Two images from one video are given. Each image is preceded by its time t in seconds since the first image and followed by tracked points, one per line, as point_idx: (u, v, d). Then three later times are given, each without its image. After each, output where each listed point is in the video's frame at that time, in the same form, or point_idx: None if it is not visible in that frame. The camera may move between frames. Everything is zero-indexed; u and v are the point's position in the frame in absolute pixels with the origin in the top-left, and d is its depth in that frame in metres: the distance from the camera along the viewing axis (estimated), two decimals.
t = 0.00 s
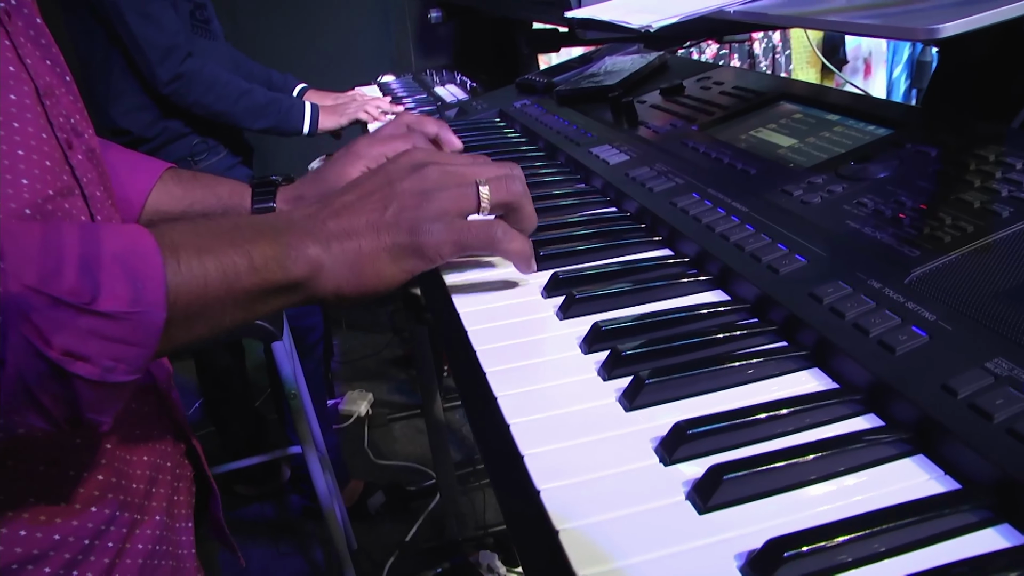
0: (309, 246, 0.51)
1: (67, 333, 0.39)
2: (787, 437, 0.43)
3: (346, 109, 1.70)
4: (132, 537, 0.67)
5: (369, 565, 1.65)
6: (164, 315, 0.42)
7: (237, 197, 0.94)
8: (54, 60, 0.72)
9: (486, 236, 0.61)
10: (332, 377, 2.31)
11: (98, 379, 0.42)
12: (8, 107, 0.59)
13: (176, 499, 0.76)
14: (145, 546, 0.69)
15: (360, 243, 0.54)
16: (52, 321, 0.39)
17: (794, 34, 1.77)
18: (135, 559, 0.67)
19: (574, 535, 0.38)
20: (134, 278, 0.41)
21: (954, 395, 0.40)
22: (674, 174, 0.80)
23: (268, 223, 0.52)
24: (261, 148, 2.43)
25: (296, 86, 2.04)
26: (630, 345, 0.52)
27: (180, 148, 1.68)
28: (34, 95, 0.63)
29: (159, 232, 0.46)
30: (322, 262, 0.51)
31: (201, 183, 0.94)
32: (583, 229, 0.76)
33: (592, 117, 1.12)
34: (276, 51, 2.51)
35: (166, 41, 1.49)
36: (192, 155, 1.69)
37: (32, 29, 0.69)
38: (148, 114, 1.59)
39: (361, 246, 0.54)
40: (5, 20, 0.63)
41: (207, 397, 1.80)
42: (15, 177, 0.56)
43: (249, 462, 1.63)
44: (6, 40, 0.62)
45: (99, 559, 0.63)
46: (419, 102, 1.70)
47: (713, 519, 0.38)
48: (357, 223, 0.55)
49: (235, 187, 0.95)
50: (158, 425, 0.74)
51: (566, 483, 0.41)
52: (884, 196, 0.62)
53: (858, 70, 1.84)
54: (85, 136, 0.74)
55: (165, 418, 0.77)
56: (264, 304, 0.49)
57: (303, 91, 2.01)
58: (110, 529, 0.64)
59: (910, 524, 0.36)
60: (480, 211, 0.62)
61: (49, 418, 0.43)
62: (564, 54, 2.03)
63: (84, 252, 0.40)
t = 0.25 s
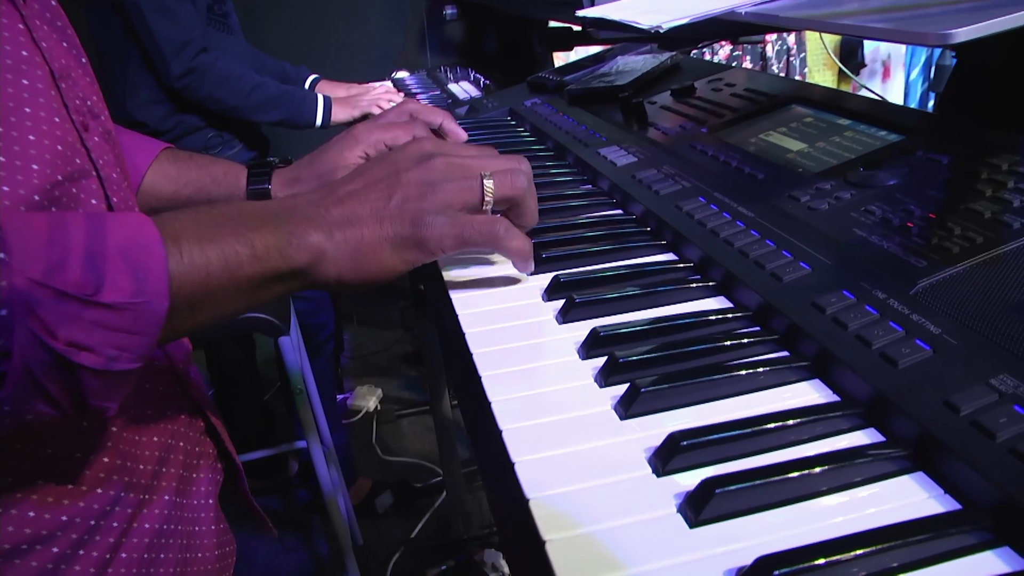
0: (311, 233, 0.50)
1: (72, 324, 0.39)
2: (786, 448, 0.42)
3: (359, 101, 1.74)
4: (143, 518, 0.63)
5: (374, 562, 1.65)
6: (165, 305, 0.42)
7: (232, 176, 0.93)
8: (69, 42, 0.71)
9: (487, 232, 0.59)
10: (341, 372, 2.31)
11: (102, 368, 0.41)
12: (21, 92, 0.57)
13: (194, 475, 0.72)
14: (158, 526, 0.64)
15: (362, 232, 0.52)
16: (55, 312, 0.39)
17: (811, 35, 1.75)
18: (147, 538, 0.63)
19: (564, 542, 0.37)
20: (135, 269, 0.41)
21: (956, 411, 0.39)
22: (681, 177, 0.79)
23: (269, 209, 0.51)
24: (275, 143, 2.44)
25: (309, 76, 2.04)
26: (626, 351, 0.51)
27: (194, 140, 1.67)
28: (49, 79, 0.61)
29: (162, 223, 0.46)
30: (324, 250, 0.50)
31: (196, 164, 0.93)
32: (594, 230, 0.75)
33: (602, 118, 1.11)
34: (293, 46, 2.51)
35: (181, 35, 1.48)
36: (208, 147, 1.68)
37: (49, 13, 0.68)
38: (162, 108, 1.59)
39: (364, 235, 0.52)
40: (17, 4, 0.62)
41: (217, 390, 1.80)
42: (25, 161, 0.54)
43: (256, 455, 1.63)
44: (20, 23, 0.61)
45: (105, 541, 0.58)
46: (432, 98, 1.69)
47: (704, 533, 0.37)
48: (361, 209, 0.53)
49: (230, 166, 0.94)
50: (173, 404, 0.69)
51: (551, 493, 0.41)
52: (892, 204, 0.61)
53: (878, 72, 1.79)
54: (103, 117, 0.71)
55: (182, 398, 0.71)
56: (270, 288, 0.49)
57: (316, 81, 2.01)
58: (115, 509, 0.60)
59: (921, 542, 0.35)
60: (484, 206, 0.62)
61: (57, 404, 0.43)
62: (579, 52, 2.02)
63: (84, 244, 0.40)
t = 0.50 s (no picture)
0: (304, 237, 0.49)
1: (58, 331, 0.39)
2: (781, 458, 0.41)
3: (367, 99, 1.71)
4: (140, 517, 0.61)
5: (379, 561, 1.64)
6: (155, 309, 0.41)
7: (238, 179, 0.92)
8: (70, 41, 0.69)
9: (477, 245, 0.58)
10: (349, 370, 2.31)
11: (90, 373, 0.41)
12: (20, 92, 0.55)
13: (190, 475, 0.70)
14: (155, 526, 0.62)
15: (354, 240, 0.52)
16: (42, 319, 0.38)
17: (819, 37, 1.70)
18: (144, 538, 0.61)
19: (549, 552, 0.37)
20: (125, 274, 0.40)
21: (956, 422, 0.38)
22: (684, 178, 0.78)
23: (259, 213, 0.50)
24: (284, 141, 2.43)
25: (316, 73, 2.04)
26: (621, 357, 0.50)
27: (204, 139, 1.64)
28: (49, 78, 0.59)
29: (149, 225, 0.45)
30: (315, 256, 0.50)
31: (200, 165, 0.92)
32: (598, 232, 0.74)
33: (607, 118, 1.10)
34: (302, 45, 2.51)
35: (191, 35, 1.45)
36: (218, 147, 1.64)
37: (50, 12, 0.66)
38: (173, 107, 1.55)
39: (355, 244, 0.52)
40: (18, 3, 0.59)
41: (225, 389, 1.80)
42: (22, 161, 0.53)
43: (262, 454, 1.63)
44: (21, 22, 0.59)
45: (102, 540, 0.57)
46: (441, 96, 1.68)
47: (693, 545, 0.37)
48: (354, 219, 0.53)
49: (236, 168, 0.93)
50: (170, 406, 0.67)
51: (540, 501, 0.40)
52: (896, 208, 0.59)
53: (888, 72, 1.75)
54: (103, 117, 0.69)
55: (180, 397, 0.70)
56: (256, 298, 0.48)
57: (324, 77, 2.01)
58: (112, 509, 0.58)
59: (920, 556, 0.34)
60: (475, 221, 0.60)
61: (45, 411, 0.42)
62: (589, 51, 2.01)
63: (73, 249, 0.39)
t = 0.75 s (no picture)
0: (297, 236, 0.49)
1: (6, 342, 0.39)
2: (776, 464, 0.41)
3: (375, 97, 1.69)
4: (135, 517, 0.61)
5: (385, 556, 1.63)
6: (111, 328, 0.41)
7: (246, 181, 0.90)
8: (68, 41, 0.69)
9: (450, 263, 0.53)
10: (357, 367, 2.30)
11: (40, 391, 0.41)
12: (16, 90, 0.55)
13: (188, 475, 0.70)
14: (151, 525, 0.62)
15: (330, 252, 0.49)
16: None
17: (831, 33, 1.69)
18: (139, 537, 0.61)
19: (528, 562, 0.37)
20: (83, 292, 0.39)
21: (957, 428, 0.37)
22: (688, 176, 0.77)
23: (242, 225, 0.49)
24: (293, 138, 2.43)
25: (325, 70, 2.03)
26: (617, 358, 0.49)
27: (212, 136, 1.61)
28: (45, 77, 0.59)
29: (121, 237, 0.44)
30: (287, 273, 0.47)
31: (209, 165, 0.90)
32: (607, 230, 0.74)
33: (612, 115, 1.09)
34: (311, 41, 2.50)
35: (201, 31, 1.42)
36: (227, 144, 1.60)
37: (46, 11, 0.65)
38: (180, 103, 1.52)
39: (326, 260, 0.49)
40: (16, 2, 0.59)
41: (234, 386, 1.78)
42: (16, 160, 0.52)
43: (270, 449, 1.62)
44: (17, 21, 0.58)
45: (96, 539, 0.57)
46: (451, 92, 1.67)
47: (682, 552, 0.36)
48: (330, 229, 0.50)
49: (244, 168, 0.91)
50: (168, 406, 0.67)
51: (527, 506, 0.40)
52: (901, 207, 0.58)
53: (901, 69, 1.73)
54: (100, 116, 0.69)
55: (179, 398, 0.70)
56: (228, 314, 0.47)
57: (332, 76, 2.00)
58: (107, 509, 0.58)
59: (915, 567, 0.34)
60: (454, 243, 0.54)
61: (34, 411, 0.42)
62: (599, 47, 1.99)
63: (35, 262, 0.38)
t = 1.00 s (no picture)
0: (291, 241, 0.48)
1: None
2: (775, 480, 0.40)
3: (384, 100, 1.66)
4: (124, 530, 0.60)
5: (392, 557, 1.62)
6: (99, 339, 0.40)
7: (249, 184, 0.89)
8: (67, 49, 0.68)
9: (451, 263, 0.52)
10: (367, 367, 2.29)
11: (25, 401, 0.41)
12: (12, 98, 0.54)
13: (178, 488, 0.70)
14: (140, 539, 0.61)
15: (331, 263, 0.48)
16: None
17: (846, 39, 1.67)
18: (128, 551, 0.60)
19: None
20: (70, 302, 0.38)
21: (960, 447, 0.36)
22: (694, 181, 0.76)
23: (238, 236, 0.48)
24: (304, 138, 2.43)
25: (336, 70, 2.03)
26: (614, 367, 0.49)
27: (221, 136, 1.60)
28: (42, 85, 0.58)
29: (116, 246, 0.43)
30: (283, 286, 0.46)
31: (214, 170, 0.89)
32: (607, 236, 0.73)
33: (620, 118, 1.08)
34: (324, 42, 2.50)
35: (212, 30, 1.42)
36: (236, 143, 1.60)
37: (45, 18, 0.64)
38: (190, 102, 1.52)
39: (325, 271, 0.48)
40: (14, 10, 0.58)
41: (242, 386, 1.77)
42: (11, 169, 0.52)
43: (278, 449, 1.61)
44: (15, 29, 0.57)
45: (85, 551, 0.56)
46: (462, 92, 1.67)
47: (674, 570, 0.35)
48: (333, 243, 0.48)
49: (249, 173, 0.91)
50: (162, 416, 0.67)
51: (512, 519, 0.39)
52: (909, 215, 0.57)
53: (916, 71, 1.70)
54: (100, 123, 0.68)
55: (171, 411, 0.71)
56: (220, 327, 0.46)
57: (343, 78, 1.99)
58: (97, 520, 0.57)
59: None
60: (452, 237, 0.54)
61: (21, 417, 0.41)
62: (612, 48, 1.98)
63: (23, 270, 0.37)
